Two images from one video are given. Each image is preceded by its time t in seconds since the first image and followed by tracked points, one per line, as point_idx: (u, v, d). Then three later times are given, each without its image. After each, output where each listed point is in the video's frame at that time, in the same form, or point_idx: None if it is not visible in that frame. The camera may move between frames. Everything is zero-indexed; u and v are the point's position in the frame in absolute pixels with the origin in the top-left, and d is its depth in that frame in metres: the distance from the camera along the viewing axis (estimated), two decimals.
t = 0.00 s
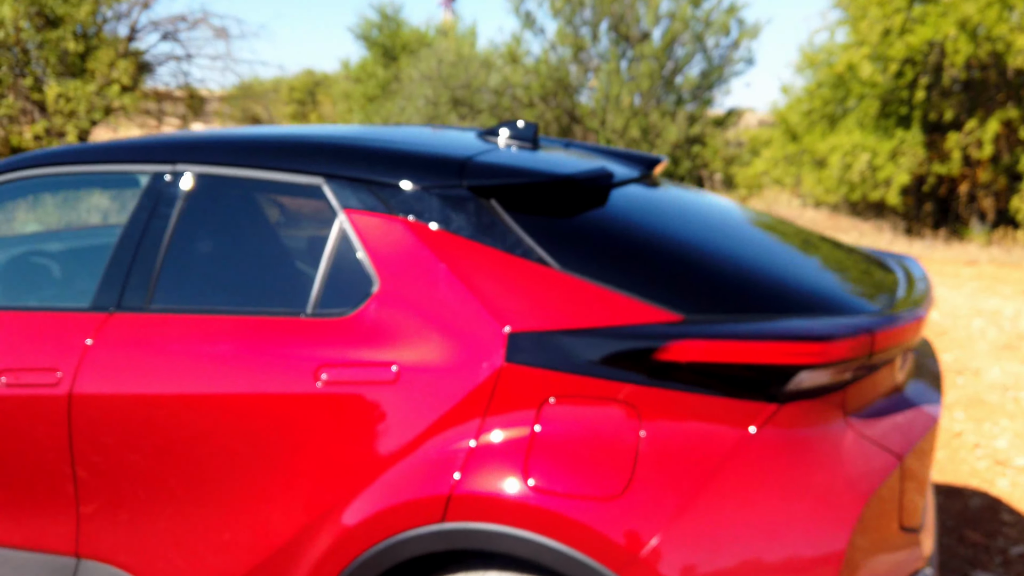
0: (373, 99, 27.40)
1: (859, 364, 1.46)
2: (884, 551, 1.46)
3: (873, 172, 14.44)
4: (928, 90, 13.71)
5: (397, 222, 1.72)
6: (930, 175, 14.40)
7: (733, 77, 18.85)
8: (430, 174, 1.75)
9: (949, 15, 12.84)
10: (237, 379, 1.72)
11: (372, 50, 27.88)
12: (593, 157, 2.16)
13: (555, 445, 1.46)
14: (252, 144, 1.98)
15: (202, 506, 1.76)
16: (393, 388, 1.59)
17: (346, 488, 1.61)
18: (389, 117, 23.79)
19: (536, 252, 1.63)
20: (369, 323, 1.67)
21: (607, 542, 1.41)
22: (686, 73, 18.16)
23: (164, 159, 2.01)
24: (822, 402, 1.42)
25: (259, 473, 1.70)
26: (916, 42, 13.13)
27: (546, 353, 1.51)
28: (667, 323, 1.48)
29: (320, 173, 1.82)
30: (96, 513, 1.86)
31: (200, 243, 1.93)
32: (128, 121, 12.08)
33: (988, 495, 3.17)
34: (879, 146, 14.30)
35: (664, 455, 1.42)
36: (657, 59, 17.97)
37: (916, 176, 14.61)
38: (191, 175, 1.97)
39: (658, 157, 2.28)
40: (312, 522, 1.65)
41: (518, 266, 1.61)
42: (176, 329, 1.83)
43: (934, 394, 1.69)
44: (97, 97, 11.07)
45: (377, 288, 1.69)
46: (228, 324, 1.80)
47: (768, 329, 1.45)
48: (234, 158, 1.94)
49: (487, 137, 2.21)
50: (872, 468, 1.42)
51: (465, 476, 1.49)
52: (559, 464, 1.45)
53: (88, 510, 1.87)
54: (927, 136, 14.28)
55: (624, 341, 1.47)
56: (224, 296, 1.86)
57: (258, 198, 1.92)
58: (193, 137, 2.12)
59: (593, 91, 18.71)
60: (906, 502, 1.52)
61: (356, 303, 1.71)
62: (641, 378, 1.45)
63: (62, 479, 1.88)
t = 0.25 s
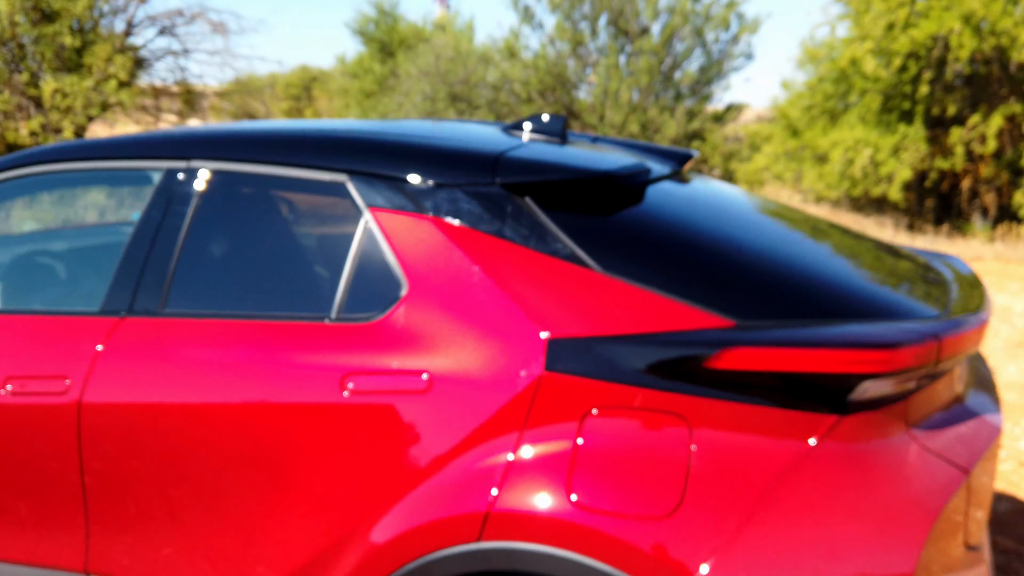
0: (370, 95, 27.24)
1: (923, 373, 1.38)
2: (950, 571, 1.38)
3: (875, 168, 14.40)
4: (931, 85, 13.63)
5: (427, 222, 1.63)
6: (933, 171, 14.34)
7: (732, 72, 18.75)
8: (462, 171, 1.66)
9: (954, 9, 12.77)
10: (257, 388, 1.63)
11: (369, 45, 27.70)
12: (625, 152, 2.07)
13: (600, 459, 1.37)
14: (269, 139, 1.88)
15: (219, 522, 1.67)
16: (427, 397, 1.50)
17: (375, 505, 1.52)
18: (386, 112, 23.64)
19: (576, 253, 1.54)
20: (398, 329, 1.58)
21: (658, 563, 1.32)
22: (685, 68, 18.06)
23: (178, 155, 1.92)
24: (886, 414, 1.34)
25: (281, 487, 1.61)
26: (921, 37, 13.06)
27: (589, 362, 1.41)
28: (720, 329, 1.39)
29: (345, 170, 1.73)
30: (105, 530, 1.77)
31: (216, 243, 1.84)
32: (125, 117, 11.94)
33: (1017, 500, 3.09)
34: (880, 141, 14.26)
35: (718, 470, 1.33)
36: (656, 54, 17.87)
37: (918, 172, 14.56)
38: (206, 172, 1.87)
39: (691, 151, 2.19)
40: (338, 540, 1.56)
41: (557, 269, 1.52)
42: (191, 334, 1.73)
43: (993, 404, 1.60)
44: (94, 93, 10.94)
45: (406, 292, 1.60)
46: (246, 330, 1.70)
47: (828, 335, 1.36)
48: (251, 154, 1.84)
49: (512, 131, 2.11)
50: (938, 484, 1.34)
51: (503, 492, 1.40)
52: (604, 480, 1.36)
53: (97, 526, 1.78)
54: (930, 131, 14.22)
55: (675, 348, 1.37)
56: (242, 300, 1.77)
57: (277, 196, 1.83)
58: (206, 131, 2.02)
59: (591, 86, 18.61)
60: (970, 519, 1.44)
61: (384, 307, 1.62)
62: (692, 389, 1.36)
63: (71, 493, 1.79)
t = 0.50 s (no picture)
0: (349, 96, 26.96)
1: (975, 399, 1.32)
2: None
3: (857, 169, 14.54)
4: (911, 85, 13.77)
5: (444, 238, 1.53)
6: (913, 171, 14.50)
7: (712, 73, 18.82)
8: (479, 185, 1.57)
9: (934, 10, 12.93)
10: (262, 417, 1.52)
11: (348, 46, 27.42)
12: (640, 162, 1.99)
13: (635, 495, 1.28)
14: (271, 149, 1.77)
15: (218, 565, 1.55)
16: (447, 427, 1.41)
17: (392, 544, 1.42)
18: (366, 113, 23.38)
19: (603, 271, 1.45)
20: (413, 353, 1.48)
21: None
22: (666, 69, 18.09)
23: (175, 166, 1.80)
24: (938, 443, 1.27)
25: (287, 525, 1.50)
26: (902, 38, 13.21)
27: (621, 389, 1.32)
28: (762, 353, 1.31)
29: (355, 182, 1.63)
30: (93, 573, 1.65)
31: (215, 261, 1.72)
32: (102, 119, 11.67)
33: None
34: (862, 142, 14.40)
35: (759, 506, 1.24)
36: (637, 55, 17.88)
37: (899, 172, 14.71)
38: (204, 185, 1.76)
39: (707, 160, 2.11)
40: None
41: (584, 289, 1.43)
42: (190, 359, 1.62)
43: None
44: (71, 94, 10.68)
45: (422, 314, 1.51)
46: (249, 354, 1.59)
47: (876, 357, 1.29)
48: (252, 165, 1.73)
49: (522, 140, 2.02)
50: (993, 518, 1.26)
51: (530, 531, 1.31)
52: (639, 516, 1.27)
53: (85, 568, 1.65)
54: (910, 132, 14.38)
55: (714, 374, 1.28)
56: (243, 322, 1.65)
57: (279, 210, 1.71)
58: (203, 141, 1.90)
59: (573, 87, 18.58)
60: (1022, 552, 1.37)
61: (398, 330, 1.52)
62: (734, 418, 1.27)
63: (57, 533, 1.66)
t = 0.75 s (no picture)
0: (303, 100, 26.53)
1: (970, 424, 1.31)
2: None
3: (806, 174, 15.05)
4: (858, 93, 14.22)
5: (419, 257, 1.47)
6: (861, 176, 14.99)
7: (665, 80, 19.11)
8: (455, 202, 1.51)
9: (881, 19, 13.38)
10: (223, 450, 1.42)
11: (302, 50, 26.97)
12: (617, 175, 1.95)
13: (622, 527, 1.23)
14: (231, 163, 1.68)
15: None
16: (424, 457, 1.34)
17: None
18: (320, 118, 23.03)
19: (586, 292, 1.40)
20: (387, 380, 1.41)
21: None
22: (619, 76, 18.31)
23: (129, 181, 1.69)
24: (933, 469, 1.26)
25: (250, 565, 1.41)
26: (851, 46, 13.65)
27: (608, 417, 1.26)
28: (751, 376, 1.27)
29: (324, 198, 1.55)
30: None
31: (172, 281, 1.63)
32: (46, 126, 11.26)
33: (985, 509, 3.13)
34: (811, 148, 14.83)
35: (750, 535, 1.21)
36: (591, 62, 18.05)
37: (847, 177, 15.20)
38: (159, 202, 1.66)
39: (684, 172, 2.09)
40: None
41: (567, 310, 1.38)
42: (144, 387, 1.52)
43: None
44: (15, 99, 10.29)
45: (396, 338, 1.43)
46: (208, 382, 1.49)
47: (866, 378, 1.27)
48: (211, 181, 1.64)
49: (494, 152, 1.97)
50: (989, 543, 1.26)
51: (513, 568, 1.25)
52: (628, 551, 1.22)
53: None
54: (857, 138, 14.88)
55: (701, 399, 1.24)
56: (202, 347, 1.56)
57: (240, 228, 1.62)
58: (159, 154, 1.80)
59: (528, 93, 18.66)
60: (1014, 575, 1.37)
61: (372, 354, 1.44)
62: (724, 444, 1.23)
63: None
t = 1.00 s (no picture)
0: (273, 105, 26.17)
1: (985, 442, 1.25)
2: None
3: (777, 180, 15.15)
4: (827, 100, 14.48)
5: (399, 266, 1.38)
6: (831, 182, 15.24)
7: (636, 86, 19.23)
8: (438, 208, 1.43)
9: (849, 27, 13.65)
10: (190, 473, 1.32)
11: (272, 55, 26.62)
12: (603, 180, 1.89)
13: (620, 554, 1.16)
14: (198, 166, 1.58)
15: None
16: (405, 479, 1.25)
17: None
18: (291, 124, 22.72)
19: (577, 304, 1.33)
20: (365, 398, 1.32)
21: None
22: (591, 83, 18.35)
23: (88, 185, 1.58)
24: (945, 490, 1.21)
25: None
26: (820, 53, 13.90)
27: (603, 437, 1.20)
28: (751, 392, 1.21)
29: (297, 204, 1.46)
30: None
31: (135, 291, 1.53)
32: (9, 130, 10.91)
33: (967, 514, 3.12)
34: (782, 155, 15.02)
35: (754, 561, 1.14)
36: (563, 68, 18.03)
37: (818, 183, 15.44)
38: (120, 207, 1.55)
39: (670, 178, 2.04)
40: None
41: (558, 323, 1.30)
42: (103, 406, 1.42)
43: None
44: None
45: (375, 352, 1.35)
46: (173, 400, 1.40)
47: (870, 393, 1.22)
48: (175, 185, 1.53)
49: (474, 156, 1.89)
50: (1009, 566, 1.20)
51: None
52: None
53: None
54: (827, 145, 15.14)
55: (701, 417, 1.18)
56: (166, 363, 1.47)
57: (207, 235, 1.53)
58: (120, 157, 1.69)
59: (500, 99, 18.62)
60: None
61: (349, 370, 1.35)
62: (726, 465, 1.17)
63: None
